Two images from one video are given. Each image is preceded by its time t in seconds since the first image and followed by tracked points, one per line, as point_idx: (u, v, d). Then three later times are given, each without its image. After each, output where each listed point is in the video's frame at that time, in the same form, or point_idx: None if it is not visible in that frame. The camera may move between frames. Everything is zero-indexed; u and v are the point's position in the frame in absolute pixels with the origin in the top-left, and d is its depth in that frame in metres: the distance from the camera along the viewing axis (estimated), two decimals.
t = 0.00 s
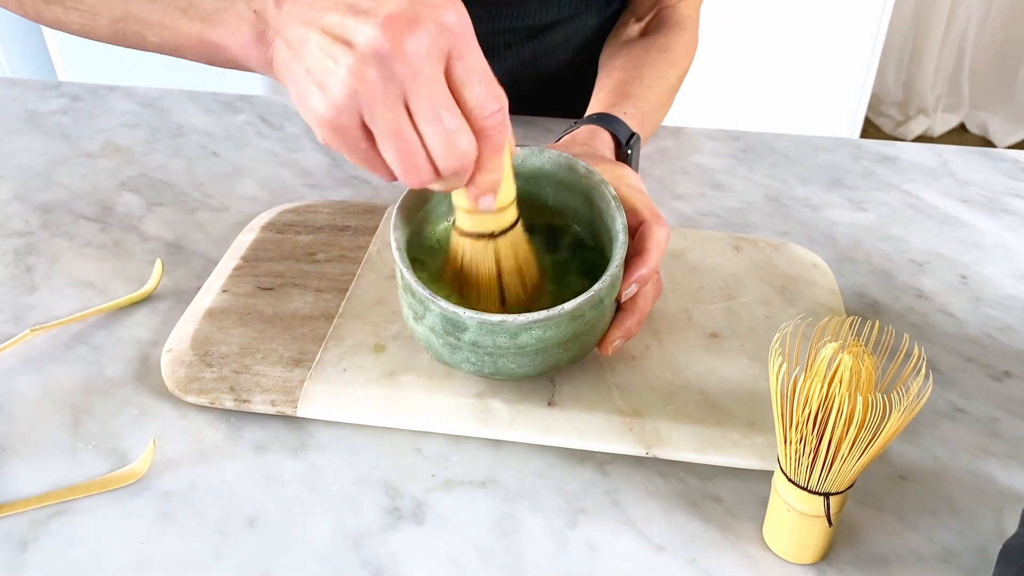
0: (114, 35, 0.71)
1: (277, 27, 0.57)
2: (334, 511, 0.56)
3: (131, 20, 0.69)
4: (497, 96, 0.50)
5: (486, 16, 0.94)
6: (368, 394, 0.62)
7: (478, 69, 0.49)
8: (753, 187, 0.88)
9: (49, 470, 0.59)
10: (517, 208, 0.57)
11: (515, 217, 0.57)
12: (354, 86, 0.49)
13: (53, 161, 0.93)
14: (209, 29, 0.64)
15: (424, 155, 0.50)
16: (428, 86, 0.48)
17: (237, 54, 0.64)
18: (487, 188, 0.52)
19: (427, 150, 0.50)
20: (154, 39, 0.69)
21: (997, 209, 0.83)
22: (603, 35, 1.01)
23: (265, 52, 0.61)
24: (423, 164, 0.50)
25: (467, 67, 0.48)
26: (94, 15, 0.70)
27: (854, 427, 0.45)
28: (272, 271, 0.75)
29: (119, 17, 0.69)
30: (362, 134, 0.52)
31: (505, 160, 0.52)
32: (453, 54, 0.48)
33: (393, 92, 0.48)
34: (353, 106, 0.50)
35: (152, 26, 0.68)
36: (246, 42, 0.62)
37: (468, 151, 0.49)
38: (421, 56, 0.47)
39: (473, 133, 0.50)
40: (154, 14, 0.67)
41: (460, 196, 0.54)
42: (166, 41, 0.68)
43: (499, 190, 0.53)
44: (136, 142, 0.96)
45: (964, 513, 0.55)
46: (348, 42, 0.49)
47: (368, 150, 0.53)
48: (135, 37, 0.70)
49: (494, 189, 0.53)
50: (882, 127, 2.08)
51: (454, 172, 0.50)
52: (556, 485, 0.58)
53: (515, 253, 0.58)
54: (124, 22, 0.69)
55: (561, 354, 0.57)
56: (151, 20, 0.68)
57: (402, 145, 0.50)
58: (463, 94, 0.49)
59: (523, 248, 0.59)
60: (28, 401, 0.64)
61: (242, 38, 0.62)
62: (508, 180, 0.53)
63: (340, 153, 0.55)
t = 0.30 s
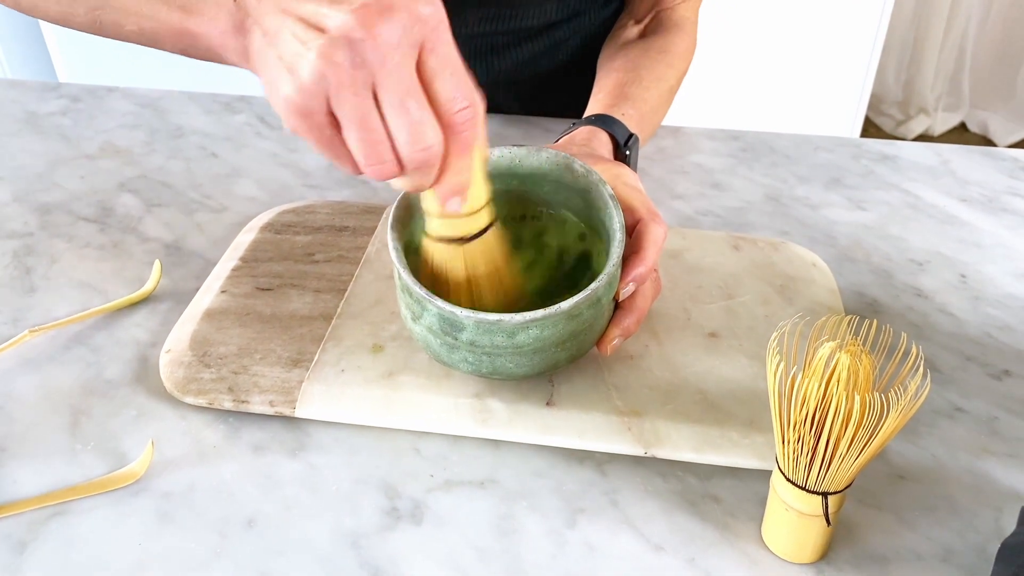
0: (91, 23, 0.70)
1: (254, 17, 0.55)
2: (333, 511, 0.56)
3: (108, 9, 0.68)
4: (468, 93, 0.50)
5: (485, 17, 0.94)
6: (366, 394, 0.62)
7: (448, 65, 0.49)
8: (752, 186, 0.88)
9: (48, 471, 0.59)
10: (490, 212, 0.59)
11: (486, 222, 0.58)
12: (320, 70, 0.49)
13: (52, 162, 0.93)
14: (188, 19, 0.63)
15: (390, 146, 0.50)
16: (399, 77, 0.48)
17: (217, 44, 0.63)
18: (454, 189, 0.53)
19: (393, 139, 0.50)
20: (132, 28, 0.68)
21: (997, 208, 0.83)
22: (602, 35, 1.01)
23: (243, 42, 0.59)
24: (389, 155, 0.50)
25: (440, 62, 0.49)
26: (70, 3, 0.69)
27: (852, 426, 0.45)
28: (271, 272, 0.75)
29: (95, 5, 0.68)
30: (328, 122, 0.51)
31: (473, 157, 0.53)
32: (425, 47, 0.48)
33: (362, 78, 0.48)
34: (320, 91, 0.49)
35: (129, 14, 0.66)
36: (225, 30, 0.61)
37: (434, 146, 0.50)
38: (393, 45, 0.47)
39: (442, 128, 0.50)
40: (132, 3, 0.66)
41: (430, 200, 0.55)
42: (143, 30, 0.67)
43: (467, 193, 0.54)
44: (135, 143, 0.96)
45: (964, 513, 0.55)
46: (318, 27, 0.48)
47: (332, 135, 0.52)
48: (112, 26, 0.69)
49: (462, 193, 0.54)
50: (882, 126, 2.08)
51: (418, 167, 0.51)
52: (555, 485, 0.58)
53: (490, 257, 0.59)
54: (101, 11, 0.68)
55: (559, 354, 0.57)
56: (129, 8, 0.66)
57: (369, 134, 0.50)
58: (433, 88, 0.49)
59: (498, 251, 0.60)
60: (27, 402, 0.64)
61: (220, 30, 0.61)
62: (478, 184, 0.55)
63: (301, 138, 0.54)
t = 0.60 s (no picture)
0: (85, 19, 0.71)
1: (257, 16, 0.56)
2: (333, 512, 0.56)
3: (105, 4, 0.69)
4: (486, 73, 0.49)
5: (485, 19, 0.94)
6: (366, 395, 0.62)
7: (465, 50, 0.48)
8: (752, 186, 0.88)
9: (47, 472, 0.59)
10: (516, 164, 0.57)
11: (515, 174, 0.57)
12: (346, 82, 0.49)
13: (52, 164, 0.93)
14: (187, 15, 0.64)
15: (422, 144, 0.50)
16: (420, 75, 0.48)
17: (219, 39, 0.64)
18: (485, 159, 0.53)
19: (422, 135, 0.50)
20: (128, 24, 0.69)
21: (997, 207, 0.83)
22: (602, 36, 1.01)
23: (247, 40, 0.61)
24: (422, 151, 0.51)
25: (455, 50, 0.48)
26: None
27: (853, 427, 0.45)
28: (271, 273, 0.75)
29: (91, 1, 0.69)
30: (360, 126, 0.52)
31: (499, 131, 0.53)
32: (439, 40, 0.48)
33: (387, 84, 0.49)
34: (349, 101, 0.50)
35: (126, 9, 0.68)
36: (227, 29, 0.62)
37: (463, 134, 0.50)
38: (410, 46, 0.47)
39: (466, 113, 0.50)
40: None
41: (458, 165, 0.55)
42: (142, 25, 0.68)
43: (495, 159, 0.54)
44: (135, 145, 0.96)
45: (964, 513, 0.55)
46: (336, 36, 0.49)
47: (368, 137, 0.53)
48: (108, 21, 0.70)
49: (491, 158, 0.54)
50: (883, 126, 2.08)
51: (450, 155, 0.51)
52: (555, 486, 0.58)
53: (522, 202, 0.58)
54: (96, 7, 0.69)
55: (558, 353, 0.57)
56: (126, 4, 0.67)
57: (398, 135, 0.50)
58: (452, 78, 0.49)
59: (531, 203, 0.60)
60: (27, 403, 0.64)
61: (221, 27, 0.62)
62: (504, 147, 0.54)
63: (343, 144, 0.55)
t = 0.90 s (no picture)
0: (90, 32, 0.70)
1: (266, 30, 0.57)
2: (333, 513, 0.56)
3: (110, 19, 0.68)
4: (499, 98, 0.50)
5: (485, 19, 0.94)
6: (367, 395, 0.62)
7: (477, 73, 0.49)
8: (753, 186, 0.88)
9: (48, 473, 0.59)
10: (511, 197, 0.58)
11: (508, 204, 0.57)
12: (355, 98, 0.49)
13: (52, 165, 0.93)
14: (195, 30, 0.64)
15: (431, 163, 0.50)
16: (431, 95, 0.48)
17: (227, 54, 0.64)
18: (485, 183, 0.54)
19: (431, 156, 0.50)
20: (134, 37, 0.68)
21: (998, 207, 0.83)
22: (602, 36, 1.01)
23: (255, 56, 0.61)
24: (430, 170, 0.51)
25: (467, 72, 0.49)
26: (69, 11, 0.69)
27: (854, 427, 0.45)
28: (271, 274, 0.75)
29: (96, 14, 0.68)
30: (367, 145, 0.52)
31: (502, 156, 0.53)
32: (451, 61, 0.48)
33: (396, 102, 0.49)
34: (358, 118, 0.50)
35: (131, 24, 0.67)
36: (235, 44, 0.62)
37: (473, 156, 0.50)
38: (422, 64, 0.47)
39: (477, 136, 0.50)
40: (134, 13, 0.66)
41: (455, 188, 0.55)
42: (148, 40, 0.67)
43: (496, 181, 0.54)
44: (135, 145, 0.96)
45: (965, 513, 0.55)
46: (347, 53, 0.49)
47: (373, 158, 0.53)
48: (114, 36, 0.69)
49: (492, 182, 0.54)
50: (883, 125, 2.08)
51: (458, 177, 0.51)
52: (556, 486, 0.57)
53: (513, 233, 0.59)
54: (101, 20, 0.68)
55: (559, 353, 0.57)
56: (131, 18, 0.67)
57: (407, 154, 0.50)
58: (463, 98, 0.49)
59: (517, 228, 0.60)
60: (28, 405, 0.64)
61: (229, 41, 0.62)
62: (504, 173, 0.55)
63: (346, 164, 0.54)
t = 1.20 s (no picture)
0: (111, 52, 0.68)
1: (291, 42, 0.57)
2: (335, 514, 0.56)
3: (131, 37, 0.66)
4: (514, 109, 0.50)
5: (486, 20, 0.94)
6: (368, 396, 0.62)
7: (493, 79, 0.49)
8: (753, 186, 0.88)
9: (50, 474, 0.59)
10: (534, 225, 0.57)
11: (532, 234, 0.56)
12: (366, 91, 0.49)
13: (53, 166, 0.93)
14: (219, 45, 0.62)
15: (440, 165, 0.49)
16: (443, 91, 0.48)
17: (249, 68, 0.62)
18: (504, 204, 0.51)
19: (440, 157, 0.49)
20: (156, 56, 0.66)
21: (998, 207, 0.83)
22: (602, 37, 1.01)
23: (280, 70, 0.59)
24: (439, 174, 0.50)
25: (484, 74, 0.49)
26: (89, 28, 0.67)
27: (855, 427, 0.45)
28: (272, 275, 0.75)
29: (117, 34, 0.66)
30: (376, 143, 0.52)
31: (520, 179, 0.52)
32: (468, 62, 0.49)
33: (409, 98, 0.49)
34: (369, 113, 0.50)
35: (155, 43, 0.65)
36: (259, 58, 0.60)
37: (484, 161, 0.49)
38: (437, 61, 0.47)
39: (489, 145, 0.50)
40: (157, 31, 0.64)
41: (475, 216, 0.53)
42: (171, 58, 0.65)
43: (515, 206, 0.52)
44: (136, 146, 0.96)
45: (966, 513, 0.55)
46: (363, 52, 0.50)
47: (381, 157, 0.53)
48: (136, 54, 0.67)
49: (510, 206, 0.52)
50: (883, 125, 2.08)
51: (467, 185, 0.50)
52: (557, 487, 0.58)
53: (537, 271, 0.57)
54: (123, 39, 0.66)
55: (559, 353, 0.57)
56: (155, 36, 0.65)
57: (415, 154, 0.49)
58: (478, 102, 0.49)
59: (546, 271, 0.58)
60: (30, 405, 0.64)
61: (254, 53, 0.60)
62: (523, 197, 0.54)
63: (356, 166, 0.54)
